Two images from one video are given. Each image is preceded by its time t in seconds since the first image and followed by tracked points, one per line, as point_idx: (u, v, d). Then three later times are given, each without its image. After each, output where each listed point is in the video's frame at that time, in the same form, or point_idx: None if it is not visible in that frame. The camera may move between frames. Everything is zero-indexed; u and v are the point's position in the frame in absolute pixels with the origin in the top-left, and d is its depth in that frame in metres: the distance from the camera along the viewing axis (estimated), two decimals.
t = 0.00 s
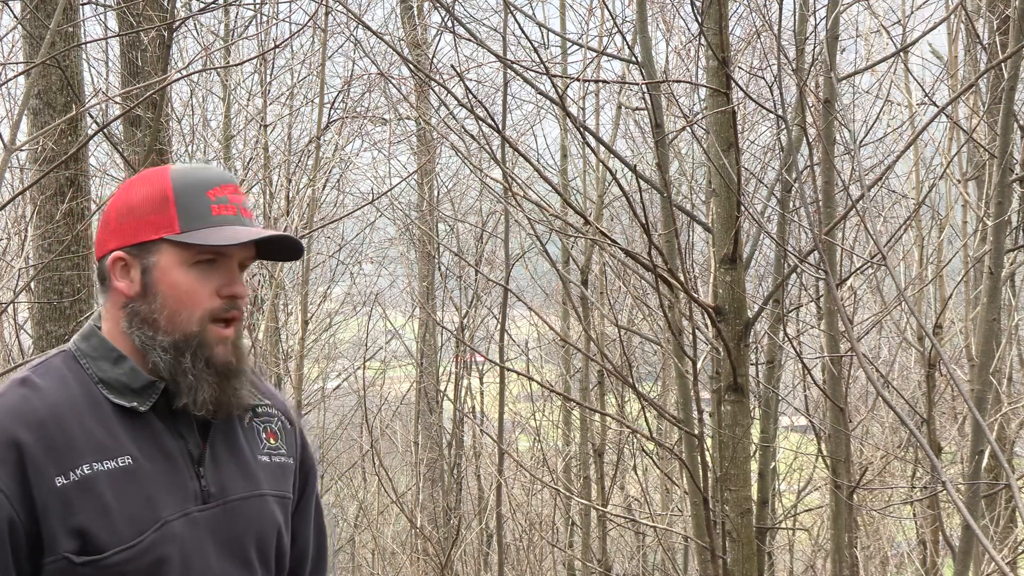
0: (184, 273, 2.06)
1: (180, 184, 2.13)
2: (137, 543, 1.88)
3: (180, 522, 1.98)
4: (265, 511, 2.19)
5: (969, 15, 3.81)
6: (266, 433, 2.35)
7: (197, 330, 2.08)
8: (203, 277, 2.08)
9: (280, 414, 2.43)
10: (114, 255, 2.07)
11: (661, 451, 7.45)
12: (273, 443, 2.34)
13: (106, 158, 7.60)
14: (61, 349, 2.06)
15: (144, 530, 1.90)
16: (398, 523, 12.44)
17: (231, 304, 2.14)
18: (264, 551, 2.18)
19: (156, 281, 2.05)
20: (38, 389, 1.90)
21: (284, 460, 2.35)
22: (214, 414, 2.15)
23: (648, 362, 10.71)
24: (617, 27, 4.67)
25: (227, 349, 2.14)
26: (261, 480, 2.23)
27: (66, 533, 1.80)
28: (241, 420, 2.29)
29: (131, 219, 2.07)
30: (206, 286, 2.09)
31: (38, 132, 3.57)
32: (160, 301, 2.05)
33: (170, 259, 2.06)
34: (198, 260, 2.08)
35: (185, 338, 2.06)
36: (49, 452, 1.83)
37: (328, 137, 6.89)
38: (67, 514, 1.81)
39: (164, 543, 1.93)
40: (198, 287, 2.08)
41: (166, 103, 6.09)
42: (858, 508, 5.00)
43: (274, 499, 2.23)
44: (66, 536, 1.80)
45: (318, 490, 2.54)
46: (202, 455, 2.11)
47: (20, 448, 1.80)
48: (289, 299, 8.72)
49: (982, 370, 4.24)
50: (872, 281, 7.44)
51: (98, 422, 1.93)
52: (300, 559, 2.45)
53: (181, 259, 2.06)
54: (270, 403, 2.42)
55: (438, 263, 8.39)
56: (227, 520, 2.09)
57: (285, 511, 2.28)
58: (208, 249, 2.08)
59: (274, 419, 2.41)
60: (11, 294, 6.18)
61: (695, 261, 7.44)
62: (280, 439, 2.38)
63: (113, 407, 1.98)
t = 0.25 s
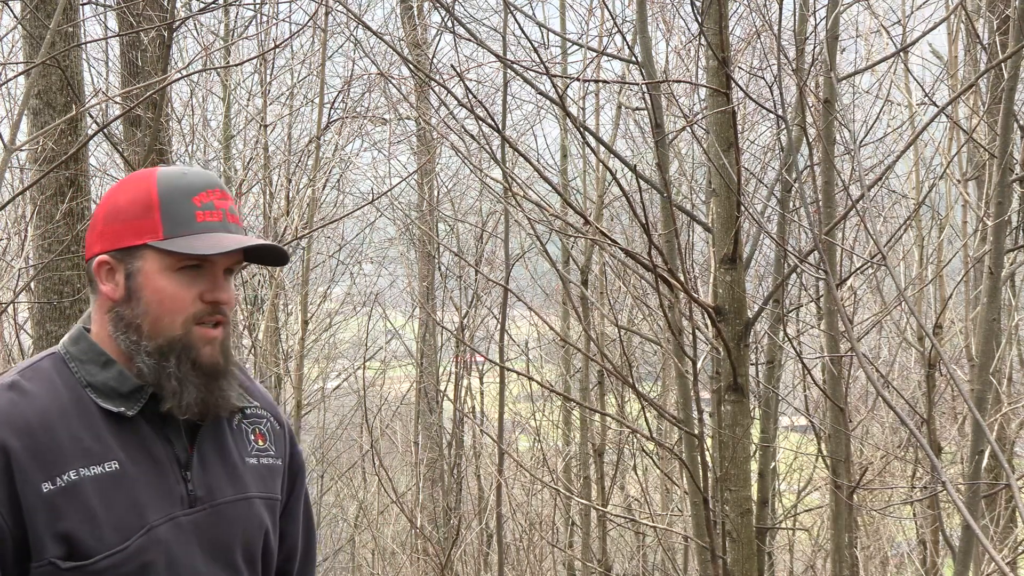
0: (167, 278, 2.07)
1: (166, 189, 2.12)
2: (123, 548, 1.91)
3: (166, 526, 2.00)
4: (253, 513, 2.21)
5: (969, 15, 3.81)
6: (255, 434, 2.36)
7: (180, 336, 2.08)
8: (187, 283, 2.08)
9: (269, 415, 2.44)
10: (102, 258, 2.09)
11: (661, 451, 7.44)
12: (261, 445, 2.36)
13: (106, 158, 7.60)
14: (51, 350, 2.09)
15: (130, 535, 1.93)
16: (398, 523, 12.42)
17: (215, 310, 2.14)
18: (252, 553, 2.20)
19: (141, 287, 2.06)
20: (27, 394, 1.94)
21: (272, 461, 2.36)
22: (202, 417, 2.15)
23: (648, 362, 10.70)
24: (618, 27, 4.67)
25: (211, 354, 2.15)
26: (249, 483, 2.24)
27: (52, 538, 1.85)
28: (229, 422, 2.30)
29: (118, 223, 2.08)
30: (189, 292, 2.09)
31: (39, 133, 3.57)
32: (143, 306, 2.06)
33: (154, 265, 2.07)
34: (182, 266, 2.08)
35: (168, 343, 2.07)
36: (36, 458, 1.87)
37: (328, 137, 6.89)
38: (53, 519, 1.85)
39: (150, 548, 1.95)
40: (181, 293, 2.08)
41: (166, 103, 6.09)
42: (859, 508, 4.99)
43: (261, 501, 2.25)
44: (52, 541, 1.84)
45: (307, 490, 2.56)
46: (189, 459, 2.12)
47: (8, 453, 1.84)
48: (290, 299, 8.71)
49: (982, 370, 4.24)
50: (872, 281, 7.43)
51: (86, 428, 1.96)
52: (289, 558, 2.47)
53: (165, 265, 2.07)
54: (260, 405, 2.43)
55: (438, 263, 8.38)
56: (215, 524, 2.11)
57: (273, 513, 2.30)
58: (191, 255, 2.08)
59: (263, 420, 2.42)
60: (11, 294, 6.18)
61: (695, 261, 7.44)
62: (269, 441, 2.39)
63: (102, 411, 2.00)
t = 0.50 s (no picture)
0: (122, 278, 2.00)
1: (122, 189, 2.06)
2: (107, 546, 1.88)
3: (150, 523, 1.97)
4: (239, 507, 2.17)
5: (969, 15, 3.81)
6: (240, 428, 2.31)
7: (139, 335, 2.01)
8: (144, 282, 2.01)
9: (255, 409, 2.40)
10: (65, 262, 2.05)
11: (661, 451, 7.45)
12: (248, 439, 2.31)
13: (106, 158, 7.59)
14: (31, 354, 2.04)
15: (113, 533, 1.90)
16: (399, 523, 12.43)
17: (175, 308, 2.05)
18: (241, 546, 2.17)
19: (100, 287, 2.01)
20: (5, 397, 1.90)
21: (259, 454, 2.32)
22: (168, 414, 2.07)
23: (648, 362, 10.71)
24: (618, 27, 4.67)
25: (172, 353, 2.06)
26: (235, 477, 2.20)
27: (36, 539, 1.81)
28: (213, 417, 2.26)
29: (77, 226, 2.04)
30: (145, 291, 2.02)
31: (38, 132, 3.56)
32: (102, 307, 2.01)
33: (110, 265, 2.01)
34: (137, 265, 2.01)
35: (128, 343, 2.00)
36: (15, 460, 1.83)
37: (328, 137, 6.89)
38: (36, 521, 1.81)
39: (134, 545, 1.92)
40: (138, 291, 2.01)
41: (166, 103, 6.09)
42: (858, 508, 5.00)
43: (248, 495, 2.21)
44: (36, 542, 1.81)
45: (298, 483, 2.51)
46: (172, 455, 2.09)
47: None
48: (290, 299, 8.71)
49: (982, 370, 4.24)
50: (872, 281, 7.44)
51: (65, 429, 1.92)
52: (282, 552, 2.44)
53: (119, 264, 2.00)
54: (244, 399, 2.38)
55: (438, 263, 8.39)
56: (200, 519, 2.08)
57: (261, 506, 2.26)
58: (145, 253, 2.01)
59: (249, 414, 2.37)
60: (11, 294, 6.18)
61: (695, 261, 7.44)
62: (255, 434, 2.34)
63: (81, 413, 1.96)
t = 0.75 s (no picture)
0: (85, 278, 2.00)
1: (84, 189, 2.05)
2: (87, 535, 1.88)
3: (131, 513, 1.97)
4: (224, 498, 2.15)
5: (969, 15, 3.80)
6: (226, 421, 2.29)
7: (104, 334, 2.01)
8: (107, 281, 2.01)
9: (242, 402, 2.37)
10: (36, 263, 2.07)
11: (661, 451, 7.45)
12: (234, 431, 2.29)
13: (106, 158, 7.59)
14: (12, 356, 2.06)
15: (93, 522, 1.90)
16: (399, 523, 12.43)
17: (138, 307, 2.04)
18: (228, 537, 2.15)
19: (66, 288, 2.02)
20: None
21: (246, 446, 2.29)
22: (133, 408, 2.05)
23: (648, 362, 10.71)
24: (618, 27, 4.67)
25: (137, 351, 2.04)
26: (219, 468, 2.18)
27: (17, 527, 1.81)
28: (197, 409, 2.25)
29: (44, 228, 2.05)
30: (108, 290, 2.01)
31: (38, 132, 3.56)
32: (69, 307, 2.02)
33: (74, 265, 2.01)
34: (99, 265, 2.01)
35: (93, 342, 2.00)
36: None
37: (328, 137, 6.89)
38: (16, 509, 1.81)
39: (114, 534, 1.92)
40: (101, 291, 2.01)
41: (166, 103, 6.09)
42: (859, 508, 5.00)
43: (234, 486, 2.19)
44: (17, 530, 1.80)
45: (293, 474, 2.49)
46: (152, 447, 2.09)
47: None
48: (290, 299, 8.71)
49: (982, 370, 4.24)
50: (872, 281, 7.44)
51: (43, 422, 1.92)
52: (277, 544, 2.45)
53: (81, 265, 2.00)
54: (229, 393, 2.36)
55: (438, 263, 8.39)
56: (182, 509, 2.06)
57: (249, 497, 2.23)
58: (106, 253, 2.01)
59: (236, 408, 2.34)
60: (11, 294, 6.18)
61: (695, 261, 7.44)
62: (241, 427, 2.31)
63: (59, 409, 1.97)
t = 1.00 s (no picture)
0: (80, 269, 2.01)
1: (79, 182, 2.07)
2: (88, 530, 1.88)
3: (131, 508, 1.97)
4: (223, 493, 2.16)
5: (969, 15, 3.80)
6: (224, 418, 2.30)
7: (99, 325, 2.01)
8: (102, 272, 2.02)
9: (238, 400, 2.38)
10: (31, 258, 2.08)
11: (661, 451, 7.45)
12: (232, 428, 2.30)
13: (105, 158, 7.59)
14: (10, 356, 2.05)
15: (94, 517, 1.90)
16: (399, 523, 12.43)
17: (134, 296, 2.06)
18: (228, 532, 2.16)
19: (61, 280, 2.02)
20: None
21: (244, 443, 2.30)
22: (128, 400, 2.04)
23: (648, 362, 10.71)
24: (618, 27, 4.67)
25: (133, 341, 2.05)
26: (218, 464, 2.19)
27: (18, 523, 1.81)
28: (195, 407, 2.26)
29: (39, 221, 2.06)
30: (104, 280, 2.03)
31: (38, 132, 3.56)
32: (63, 299, 2.02)
33: (70, 256, 2.02)
34: (95, 255, 2.02)
35: (88, 332, 2.00)
36: None
37: (328, 137, 6.89)
38: (17, 504, 1.81)
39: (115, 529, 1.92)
40: (96, 281, 2.02)
41: (166, 103, 6.09)
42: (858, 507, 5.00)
43: (232, 482, 2.20)
44: (18, 526, 1.80)
45: (290, 472, 2.50)
46: (152, 443, 2.09)
47: None
48: (290, 299, 8.71)
49: (982, 370, 4.24)
50: (872, 281, 7.44)
51: (42, 419, 1.92)
52: (277, 541, 2.45)
53: (76, 256, 2.01)
54: (226, 391, 2.37)
55: (438, 263, 8.39)
56: (182, 505, 2.06)
57: (247, 494, 2.24)
58: (101, 243, 2.02)
59: (233, 406, 2.35)
60: (11, 294, 6.18)
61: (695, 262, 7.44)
62: (239, 424, 2.32)
63: (58, 406, 1.96)
